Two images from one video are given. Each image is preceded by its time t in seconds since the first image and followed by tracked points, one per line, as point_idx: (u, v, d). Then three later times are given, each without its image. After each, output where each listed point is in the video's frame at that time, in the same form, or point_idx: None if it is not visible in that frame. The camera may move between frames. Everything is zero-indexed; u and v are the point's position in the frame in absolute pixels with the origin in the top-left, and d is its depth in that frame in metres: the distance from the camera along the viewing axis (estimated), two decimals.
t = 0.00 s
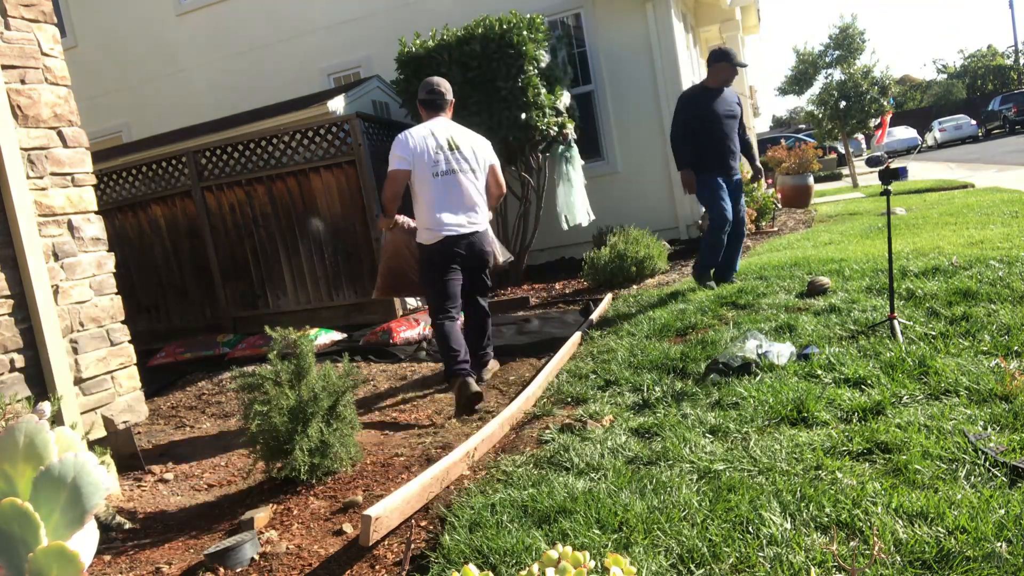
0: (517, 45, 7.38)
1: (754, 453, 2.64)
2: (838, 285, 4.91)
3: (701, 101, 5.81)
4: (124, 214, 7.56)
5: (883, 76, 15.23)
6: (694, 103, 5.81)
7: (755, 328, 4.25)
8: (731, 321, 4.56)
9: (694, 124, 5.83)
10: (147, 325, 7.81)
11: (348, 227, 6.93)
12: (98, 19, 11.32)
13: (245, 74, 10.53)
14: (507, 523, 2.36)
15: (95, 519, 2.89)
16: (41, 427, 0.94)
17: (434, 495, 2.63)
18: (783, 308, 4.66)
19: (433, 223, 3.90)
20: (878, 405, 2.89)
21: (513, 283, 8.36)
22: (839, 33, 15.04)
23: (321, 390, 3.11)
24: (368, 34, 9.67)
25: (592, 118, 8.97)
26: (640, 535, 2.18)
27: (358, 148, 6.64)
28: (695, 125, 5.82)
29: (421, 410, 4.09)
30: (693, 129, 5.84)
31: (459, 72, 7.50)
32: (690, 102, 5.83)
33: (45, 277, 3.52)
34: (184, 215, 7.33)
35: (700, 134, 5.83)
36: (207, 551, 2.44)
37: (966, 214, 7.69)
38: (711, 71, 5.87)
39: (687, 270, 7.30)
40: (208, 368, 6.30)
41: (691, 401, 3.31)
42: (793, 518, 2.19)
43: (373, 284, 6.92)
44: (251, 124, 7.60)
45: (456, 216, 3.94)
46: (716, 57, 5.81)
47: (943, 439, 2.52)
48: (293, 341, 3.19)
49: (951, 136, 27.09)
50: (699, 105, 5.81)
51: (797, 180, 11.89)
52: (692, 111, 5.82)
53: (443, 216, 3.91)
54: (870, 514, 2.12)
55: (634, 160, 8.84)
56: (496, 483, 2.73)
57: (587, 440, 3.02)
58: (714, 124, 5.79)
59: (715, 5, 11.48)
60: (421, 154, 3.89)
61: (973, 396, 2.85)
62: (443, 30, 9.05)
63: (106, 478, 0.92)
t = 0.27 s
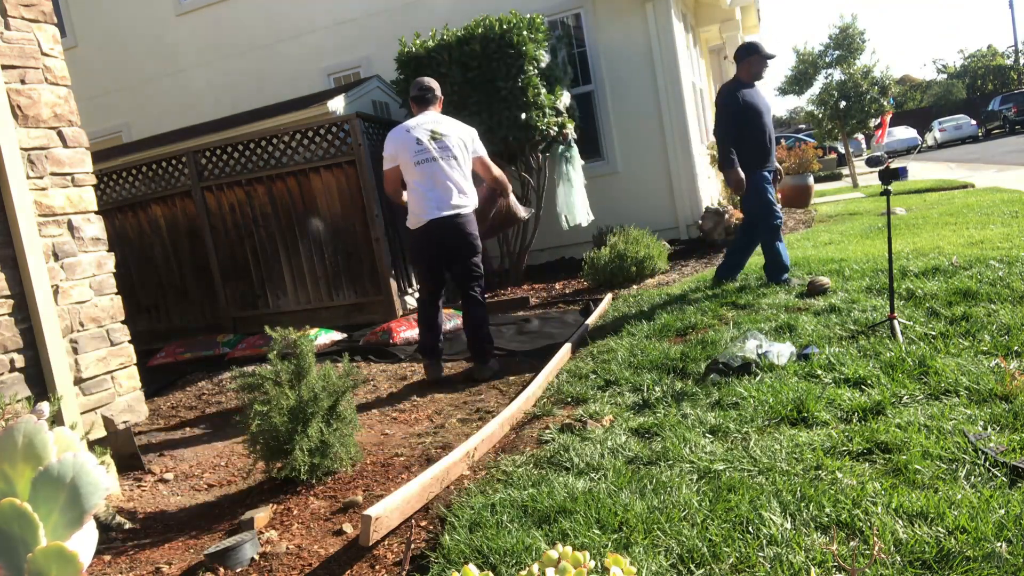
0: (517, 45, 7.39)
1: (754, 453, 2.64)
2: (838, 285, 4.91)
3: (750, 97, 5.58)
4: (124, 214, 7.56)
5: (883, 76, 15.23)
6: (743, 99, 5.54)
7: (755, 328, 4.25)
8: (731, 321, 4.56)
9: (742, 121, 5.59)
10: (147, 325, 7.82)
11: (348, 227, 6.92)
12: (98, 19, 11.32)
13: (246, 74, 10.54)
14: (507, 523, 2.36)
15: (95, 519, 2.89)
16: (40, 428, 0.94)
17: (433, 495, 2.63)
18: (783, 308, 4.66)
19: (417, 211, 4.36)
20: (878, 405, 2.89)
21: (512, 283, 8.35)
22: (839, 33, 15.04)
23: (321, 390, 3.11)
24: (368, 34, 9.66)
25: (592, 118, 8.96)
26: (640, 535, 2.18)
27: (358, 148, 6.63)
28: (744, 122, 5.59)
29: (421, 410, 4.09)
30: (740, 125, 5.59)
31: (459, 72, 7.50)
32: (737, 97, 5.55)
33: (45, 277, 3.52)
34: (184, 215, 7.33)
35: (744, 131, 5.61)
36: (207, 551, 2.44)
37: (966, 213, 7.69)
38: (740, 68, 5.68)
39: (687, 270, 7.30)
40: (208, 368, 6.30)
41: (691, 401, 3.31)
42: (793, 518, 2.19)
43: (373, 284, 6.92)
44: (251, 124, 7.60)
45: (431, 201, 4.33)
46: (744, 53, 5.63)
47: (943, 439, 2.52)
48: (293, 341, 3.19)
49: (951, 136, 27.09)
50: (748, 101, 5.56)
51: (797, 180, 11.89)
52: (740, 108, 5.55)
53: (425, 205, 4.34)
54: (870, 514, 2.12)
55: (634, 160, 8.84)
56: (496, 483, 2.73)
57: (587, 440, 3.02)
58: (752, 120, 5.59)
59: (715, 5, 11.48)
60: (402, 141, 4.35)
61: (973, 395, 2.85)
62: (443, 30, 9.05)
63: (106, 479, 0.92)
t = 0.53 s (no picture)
0: (517, 45, 7.40)
1: (754, 453, 2.63)
2: (838, 285, 4.91)
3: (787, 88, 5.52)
4: (125, 214, 7.57)
5: (883, 76, 15.23)
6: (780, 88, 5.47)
7: (755, 328, 4.25)
8: (731, 321, 4.56)
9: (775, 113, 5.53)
10: (147, 325, 7.82)
11: (348, 227, 6.92)
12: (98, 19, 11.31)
13: (246, 74, 10.54)
14: (507, 523, 2.36)
15: (95, 519, 2.89)
16: (41, 427, 0.94)
17: (433, 495, 2.63)
18: (783, 308, 4.66)
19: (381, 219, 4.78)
20: (878, 405, 2.90)
21: (512, 283, 8.35)
22: (839, 33, 15.04)
23: (321, 390, 3.11)
24: (367, 34, 9.66)
25: (592, 118, 8.96)
26: (640, 535, 2.18)
27: (358, 148, 6.63)
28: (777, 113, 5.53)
29: (421, 410, 4.09)
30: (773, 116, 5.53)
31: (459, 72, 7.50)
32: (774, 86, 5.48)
33: (45, 277, 3.52)
34: (184, 215, 7.33)
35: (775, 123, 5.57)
36: (207, 551, 2.44)
37: (966, 213, 7.69)
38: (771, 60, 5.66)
39: (687, 270, 7.30)
40: (208, 368, 6.30)
41: (691, 401, 3.31)
42: (793, 518, 2.19)
43: (373, 284, 6.91)
44: (251, 124, 7.60)
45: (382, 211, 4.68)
46: (772, 45, 5.62)
47: (943, 439, 2.52)
48: (293, 341, 3.19)
49: (951, 136, 27.09)
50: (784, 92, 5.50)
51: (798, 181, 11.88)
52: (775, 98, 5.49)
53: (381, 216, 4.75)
54: (870, 513, 2.12)
55: (634, 160, 8.84)
56: (496, 483, 2.72)
57: (587, 440, 3.02)
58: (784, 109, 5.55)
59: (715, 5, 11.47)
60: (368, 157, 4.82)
61: (973, 396, 2.85)
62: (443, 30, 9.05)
63: (106, 479, 0.92)
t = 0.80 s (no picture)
0: (517, 45, 7.40)
1: (754, 453, 2.63)
2: (838, 285, 4.91)
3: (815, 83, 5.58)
4: (125, 214, 7.57)
5: (883, 76, 15.24)
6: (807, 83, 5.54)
7: (755, 328, 4.25)
8: (731, 321, 4.56)
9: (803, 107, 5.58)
10: (147, 325, 7.82)
11: (348, 228, 6.92)
12: (98, 19, 11.31)
13: (246, 74, 10.54)
14: (507, 523, 2.36)
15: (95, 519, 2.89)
16: (40, 427, 0.94)
17: (433, 495, 2.64)
18: (783, 308, 4.66)
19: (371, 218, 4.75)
20: (878, 405, 2.90)
21: (512, 283, 8.35)
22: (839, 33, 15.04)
23: (322, 390, 3.11)
24: (367, 34, 9.66)
25: (592, 118, 8.96)
26: (639, 535, 2.18)
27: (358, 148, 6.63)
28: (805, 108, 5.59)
29: (421, 410, 4.09)
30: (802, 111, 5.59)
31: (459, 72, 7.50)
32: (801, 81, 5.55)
33: (45, 277, 3.52)
34: (184, 215, 7.33)
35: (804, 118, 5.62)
36: (207, 551, 2.44)
37: (966, 213, 7.69)
38: (801, 54, 5.68)
39: (687, 270, 7.30)
40: (208, 368, 6.30)
41: (691, 401, 3.31)
42: (793, 518, 2.19)
43: (373, 284, 6.91)
44: (251, 124, 7.60)
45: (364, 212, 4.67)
46: (805, 39, 5.60)
47: (943, 439, 2.52)
48: (293, 341, 3.18)
49: (951, 136, 27.09)
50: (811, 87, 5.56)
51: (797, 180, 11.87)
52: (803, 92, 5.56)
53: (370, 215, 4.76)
54: (870, 514, 2.12)
55: (634, 160, 8.84)
56: (496, 483, 2.73)
57: (587, 440, 3.02)
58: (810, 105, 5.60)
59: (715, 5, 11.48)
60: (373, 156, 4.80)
61: (973, 396, 2.85)
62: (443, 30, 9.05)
63: (105, 479, 0.92)
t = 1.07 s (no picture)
0: (517, 45, 7.41)
1: (754, 453, 2.63)
2: (838, 285, 4.91)
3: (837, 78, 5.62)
4: (125, 214, 7.57)
5: (884, 77, 15.24)
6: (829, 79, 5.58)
7: (755, 328, 4.25)
8: (731, 321, 4.56)
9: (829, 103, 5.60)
10: (147, 325, 7.82)
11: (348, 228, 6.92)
12: (98, 19, 11.31)
13: (246, 74, 10.54)
14: (507, 523, 2.36)
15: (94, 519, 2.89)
16: (41, 427, 0.94)
17: (433, 495, 2.64)
18: (783, 308, 4.66)
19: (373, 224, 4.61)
20: (878, 405, 2.90)
21: (512, 283, 8.35)
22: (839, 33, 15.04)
23: (322, 390, 3.11)
24: (367, 34, 9.66)
25: (592, 118, 8.96)
26: (639, 535, 2.18)
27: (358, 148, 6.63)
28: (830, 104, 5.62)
29: (421, 410, 4.09)
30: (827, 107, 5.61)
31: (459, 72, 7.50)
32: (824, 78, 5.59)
33: (45, 277, 3.52)
34: (184, 215, 7.34)
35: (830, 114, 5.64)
36: (207, 551, 2.44)
37: (966, 214, 7.69)
38: (824, 50, 5.69)
39: (687, 270, 7.30)
40: (208, 368, 6.30)
41: (691, 401, 3.31)
42: (793, 518, 2.19)
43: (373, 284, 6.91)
44: (251, 124, 7.60)
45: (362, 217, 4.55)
46: (830, 35, 5.60)
47: (943, 439, 2.52)
48: (293, 341, 3.18)
49: (951, 136, 27.09)
50: (835, 83, 5.59)
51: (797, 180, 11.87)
52: (825, 88, 5.59)
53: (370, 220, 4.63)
54: (870, 514, 2.12)
55: (634, 160, 8.84)
56: (496, 484, 2.73)
57: (587, 440, 3.02)
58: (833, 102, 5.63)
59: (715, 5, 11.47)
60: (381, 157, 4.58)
61: (973, 396, 2.85)
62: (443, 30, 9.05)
63: (106, 479, 0.92)
